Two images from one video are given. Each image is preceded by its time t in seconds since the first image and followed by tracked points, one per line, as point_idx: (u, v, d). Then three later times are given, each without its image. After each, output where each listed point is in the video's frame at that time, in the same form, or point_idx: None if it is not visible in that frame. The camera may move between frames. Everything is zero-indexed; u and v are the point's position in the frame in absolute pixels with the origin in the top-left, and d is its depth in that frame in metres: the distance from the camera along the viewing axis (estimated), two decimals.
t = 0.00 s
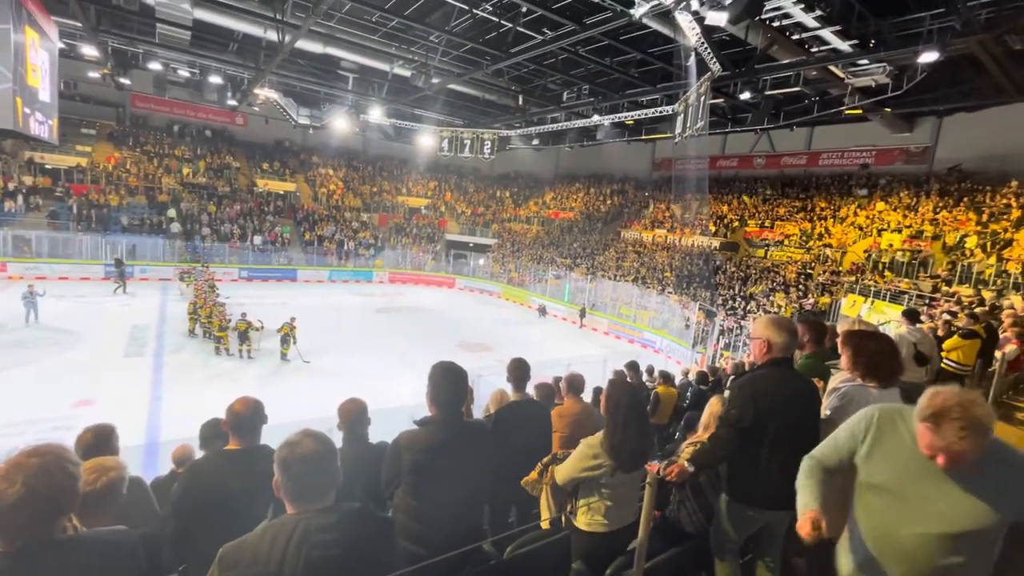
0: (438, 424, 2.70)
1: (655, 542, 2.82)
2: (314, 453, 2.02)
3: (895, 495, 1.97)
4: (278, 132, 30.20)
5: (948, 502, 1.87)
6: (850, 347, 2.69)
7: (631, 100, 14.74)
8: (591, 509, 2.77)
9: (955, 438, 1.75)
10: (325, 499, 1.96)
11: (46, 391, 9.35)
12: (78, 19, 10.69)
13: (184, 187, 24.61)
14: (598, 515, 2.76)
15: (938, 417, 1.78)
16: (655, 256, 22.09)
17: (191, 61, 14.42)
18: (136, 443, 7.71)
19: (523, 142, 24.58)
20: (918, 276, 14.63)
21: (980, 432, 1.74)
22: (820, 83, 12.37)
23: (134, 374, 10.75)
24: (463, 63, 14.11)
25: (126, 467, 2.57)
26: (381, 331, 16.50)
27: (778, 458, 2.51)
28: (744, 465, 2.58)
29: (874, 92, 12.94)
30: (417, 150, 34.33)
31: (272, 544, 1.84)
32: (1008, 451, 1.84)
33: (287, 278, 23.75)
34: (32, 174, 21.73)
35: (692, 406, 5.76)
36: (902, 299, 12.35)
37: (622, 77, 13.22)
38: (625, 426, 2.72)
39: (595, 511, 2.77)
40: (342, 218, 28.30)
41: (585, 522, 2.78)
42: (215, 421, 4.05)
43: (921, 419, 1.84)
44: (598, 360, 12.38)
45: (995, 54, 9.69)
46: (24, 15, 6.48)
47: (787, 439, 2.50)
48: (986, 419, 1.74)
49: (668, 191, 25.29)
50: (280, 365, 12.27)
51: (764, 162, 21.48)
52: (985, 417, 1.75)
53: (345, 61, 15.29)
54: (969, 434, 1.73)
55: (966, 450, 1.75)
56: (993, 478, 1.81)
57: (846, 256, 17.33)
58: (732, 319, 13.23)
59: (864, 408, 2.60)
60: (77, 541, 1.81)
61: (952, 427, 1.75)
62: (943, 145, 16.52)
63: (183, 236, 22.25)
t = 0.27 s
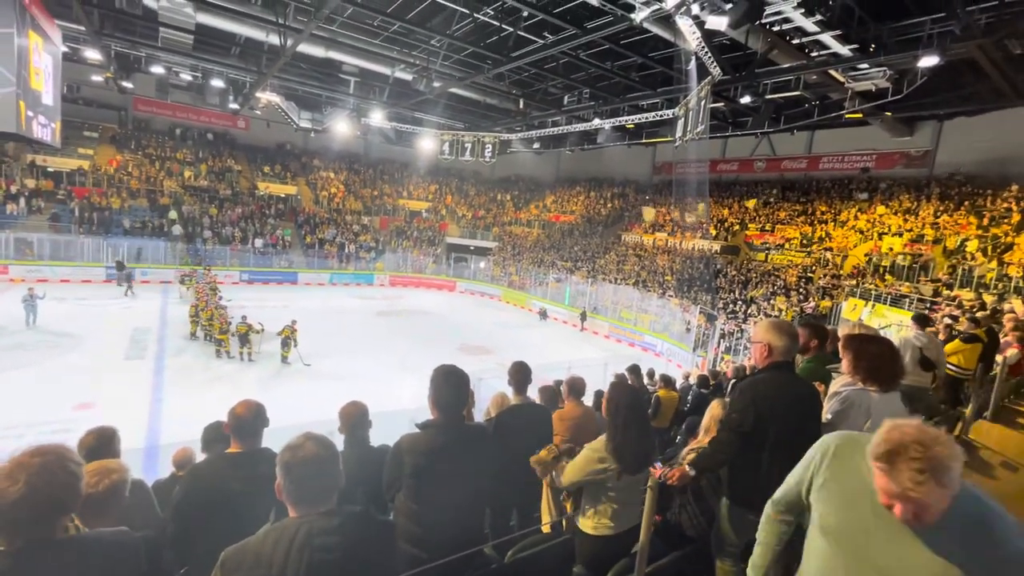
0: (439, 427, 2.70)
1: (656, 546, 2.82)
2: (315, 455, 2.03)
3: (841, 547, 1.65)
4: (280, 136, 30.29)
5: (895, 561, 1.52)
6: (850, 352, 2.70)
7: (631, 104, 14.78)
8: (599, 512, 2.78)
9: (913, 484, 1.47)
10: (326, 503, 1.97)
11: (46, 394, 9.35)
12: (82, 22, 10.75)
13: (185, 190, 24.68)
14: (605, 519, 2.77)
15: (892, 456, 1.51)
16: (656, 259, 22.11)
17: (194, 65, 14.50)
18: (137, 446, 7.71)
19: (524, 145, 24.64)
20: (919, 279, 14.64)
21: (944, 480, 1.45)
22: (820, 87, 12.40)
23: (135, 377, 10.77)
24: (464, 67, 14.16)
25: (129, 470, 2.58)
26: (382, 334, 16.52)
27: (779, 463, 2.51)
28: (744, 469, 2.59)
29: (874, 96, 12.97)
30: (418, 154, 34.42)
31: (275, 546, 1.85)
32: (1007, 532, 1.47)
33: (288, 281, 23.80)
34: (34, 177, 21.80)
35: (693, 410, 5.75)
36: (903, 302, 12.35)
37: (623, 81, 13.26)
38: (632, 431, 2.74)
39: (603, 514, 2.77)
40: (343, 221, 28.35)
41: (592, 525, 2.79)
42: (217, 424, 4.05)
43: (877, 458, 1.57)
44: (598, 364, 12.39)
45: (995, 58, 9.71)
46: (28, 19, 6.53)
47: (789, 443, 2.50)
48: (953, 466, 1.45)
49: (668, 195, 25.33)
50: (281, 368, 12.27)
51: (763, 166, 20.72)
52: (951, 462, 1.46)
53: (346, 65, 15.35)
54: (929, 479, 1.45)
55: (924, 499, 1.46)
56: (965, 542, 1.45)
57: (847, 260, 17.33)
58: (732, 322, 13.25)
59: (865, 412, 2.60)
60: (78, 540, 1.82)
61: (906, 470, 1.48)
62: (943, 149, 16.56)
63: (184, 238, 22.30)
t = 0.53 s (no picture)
0: (439, 433, 2.70)
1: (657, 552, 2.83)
2: (316, 462, 2.03)
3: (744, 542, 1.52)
4: (281, 141, 30.37)
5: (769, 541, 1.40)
6: (851, 357, 2.71)
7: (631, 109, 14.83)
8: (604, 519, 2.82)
9: (791, 457, 1.38)
10: (327, 510, 1.96)
11: (46, 400, 9.33)
12: (84, 29, 10.80)
13: (186, 196, 24.73)
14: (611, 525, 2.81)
15: (776, 428, 1.45)
16: (656, 264, 22.12)
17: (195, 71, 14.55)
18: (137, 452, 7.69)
19: (524, 151, 24.69)
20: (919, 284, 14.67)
21: (825, 455, 1.35)
22: (819, 92, 12.45)
23: (135, 383, 10.76)
24: (464, 73, 14.22)
25: (131, 477, 2.59)
26: (382, 340, 16.49)
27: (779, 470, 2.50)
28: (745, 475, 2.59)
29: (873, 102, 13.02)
30: (418, 159, 34.50)
31: (277, 552, 1.85)
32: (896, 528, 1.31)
33: (288, 286, 23.80)
34: (34, 183, 21.84)
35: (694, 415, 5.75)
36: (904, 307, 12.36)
37: (622, 87, 13.31)
38: (635, 435, 2.74)
39: (610, 521, 2.82)
40: (343, 226, 28.37)
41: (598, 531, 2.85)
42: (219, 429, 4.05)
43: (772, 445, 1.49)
44: (599, 369, 12.38)
45: (992, 63, 9.77)
46: (30, 26, 6.56)
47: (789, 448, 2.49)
48: (836, 441, 1.35)
49: (668, 200, 25.38)
50: (281, 374, 12.25)
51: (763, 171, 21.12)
52: (836, 438, 1.36)
53: (347, 71, 15.42)
54: (807, 451, 1.36)
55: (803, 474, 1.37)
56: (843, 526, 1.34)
57: (847, 265, 17.36)
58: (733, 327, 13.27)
59: (865, 417, 2.59)
60: (78, 548, 1.81)
61: (785, 440, 1.41)
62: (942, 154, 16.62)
63: (185, 244, 22.32)
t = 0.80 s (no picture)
0: (434, 437, 2.71)
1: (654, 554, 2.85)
2: (312, 466, 2.04)
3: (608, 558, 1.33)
4: (277, 144, 30.33)
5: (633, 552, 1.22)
6: (847, 359, 2.72)
7: (627, 112, 14.88)
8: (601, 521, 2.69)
9: (659, 447, 1.25)
10: (321, 513, 1.95)
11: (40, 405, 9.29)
12: (79, 34, 10.79)
13: (183, 199, 24.69)
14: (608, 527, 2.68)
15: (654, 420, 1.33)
16: (653, 266, 22.18)
17: (191, 75, 14.53)
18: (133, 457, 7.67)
19: (521, 153, 24.72)
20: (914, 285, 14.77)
21: (695, 452, 1.22)
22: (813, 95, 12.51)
23: (131, 387, 10.71)
24: (461, 76, 14.26)
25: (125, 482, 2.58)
26: (380, 343, 16.48)
27: (774, 471, 2.51)
28: (741, 477, 2.58)
29: (867, 104, 13.09)
30: (414, 162, 34.52)
31: (273, 557, 1.85)
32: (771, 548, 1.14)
33: (285, 289, 23.77)
34: (29, 187, 21.76)
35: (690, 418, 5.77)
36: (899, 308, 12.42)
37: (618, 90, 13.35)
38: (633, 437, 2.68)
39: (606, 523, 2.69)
40: (340, 229, 28.35)
41: (593, 533, 2.72)
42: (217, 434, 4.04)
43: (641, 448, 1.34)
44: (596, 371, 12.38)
45: (984, 66, 9.83)
46: (25, 30, 6.55)
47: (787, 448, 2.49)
48: (713, 442, 1.23)
49: (664, 202, 25.47)
50: (277, 377, 12.23)
51: (758, 173, 21.30)
52: (712, 441, 1.23)
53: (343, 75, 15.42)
54: (676, 442, 1.23)
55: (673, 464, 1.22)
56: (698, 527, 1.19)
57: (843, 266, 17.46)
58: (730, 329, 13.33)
59: (860, 418, 2.60)
60: (73, 553, 1.81)
61: (658, 429, 1.28)
62: (935, 156, 16.76)
63: (180, 248, 22.27)
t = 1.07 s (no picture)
0: (431, 441, 2.71)
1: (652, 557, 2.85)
2: (307, 471, 2.03)
3: None
4: (273, 148, 30.30)
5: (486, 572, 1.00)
6: (842, 361, 2.72)
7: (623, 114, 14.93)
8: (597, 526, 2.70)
9: (536, 432, 1.09)
10: (317, 518, 1.94)
11: (35, 411, 9.24)
12: (74, 39, 10.77)
13: (179, 204, 24.63)
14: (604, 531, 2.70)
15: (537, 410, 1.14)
16: (649, 268, 22.22)
17: (186, 79, 14.52)
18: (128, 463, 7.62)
19: (517, 156, 24.76)
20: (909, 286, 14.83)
21: (582, 446, 1.04)
22: (808, 97, 12.57)
23: (126, 393, 10.67)
24: (457, 80, 14.29)
25: (119, 489, 2.56)
26: (377, 346, 16.45)
27: (770, 472, 2.52)
28: (737, 479, 2.58)
29: (861, 106, 13.15)
30: (411, 165, 34.52)
31: (266, 563, 1.82)
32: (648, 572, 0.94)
33: (281, 293, 23.73)
34: (24, 192, 21.69)
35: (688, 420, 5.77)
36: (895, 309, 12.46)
37: (614, 93, 13.39)
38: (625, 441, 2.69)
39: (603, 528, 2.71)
40: (337, 232, 28.32)
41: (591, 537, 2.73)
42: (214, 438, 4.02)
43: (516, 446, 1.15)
44: (593, 374, 12.37)
45: (977, 68, 9.89)
46: (19, 35, 6.53)
47: (782, 450, 2.51)
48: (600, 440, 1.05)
49: (661, 204, 25.53)
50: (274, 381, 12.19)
51: (755, 175, 21.73)
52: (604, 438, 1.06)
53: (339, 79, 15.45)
54: (556, 430, 1.06)
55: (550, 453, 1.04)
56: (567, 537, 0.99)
57: (839, 267, 17.52)
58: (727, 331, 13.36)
59: (855, 420, 2.61)
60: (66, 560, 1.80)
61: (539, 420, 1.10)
62: (929, 157, 16.84)
63: (176, 252, 22.21)
